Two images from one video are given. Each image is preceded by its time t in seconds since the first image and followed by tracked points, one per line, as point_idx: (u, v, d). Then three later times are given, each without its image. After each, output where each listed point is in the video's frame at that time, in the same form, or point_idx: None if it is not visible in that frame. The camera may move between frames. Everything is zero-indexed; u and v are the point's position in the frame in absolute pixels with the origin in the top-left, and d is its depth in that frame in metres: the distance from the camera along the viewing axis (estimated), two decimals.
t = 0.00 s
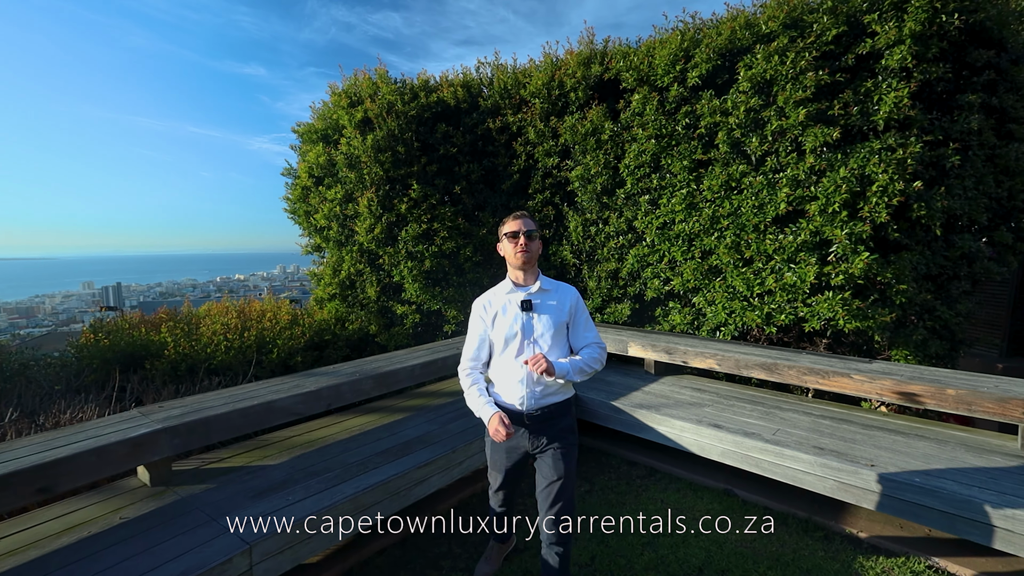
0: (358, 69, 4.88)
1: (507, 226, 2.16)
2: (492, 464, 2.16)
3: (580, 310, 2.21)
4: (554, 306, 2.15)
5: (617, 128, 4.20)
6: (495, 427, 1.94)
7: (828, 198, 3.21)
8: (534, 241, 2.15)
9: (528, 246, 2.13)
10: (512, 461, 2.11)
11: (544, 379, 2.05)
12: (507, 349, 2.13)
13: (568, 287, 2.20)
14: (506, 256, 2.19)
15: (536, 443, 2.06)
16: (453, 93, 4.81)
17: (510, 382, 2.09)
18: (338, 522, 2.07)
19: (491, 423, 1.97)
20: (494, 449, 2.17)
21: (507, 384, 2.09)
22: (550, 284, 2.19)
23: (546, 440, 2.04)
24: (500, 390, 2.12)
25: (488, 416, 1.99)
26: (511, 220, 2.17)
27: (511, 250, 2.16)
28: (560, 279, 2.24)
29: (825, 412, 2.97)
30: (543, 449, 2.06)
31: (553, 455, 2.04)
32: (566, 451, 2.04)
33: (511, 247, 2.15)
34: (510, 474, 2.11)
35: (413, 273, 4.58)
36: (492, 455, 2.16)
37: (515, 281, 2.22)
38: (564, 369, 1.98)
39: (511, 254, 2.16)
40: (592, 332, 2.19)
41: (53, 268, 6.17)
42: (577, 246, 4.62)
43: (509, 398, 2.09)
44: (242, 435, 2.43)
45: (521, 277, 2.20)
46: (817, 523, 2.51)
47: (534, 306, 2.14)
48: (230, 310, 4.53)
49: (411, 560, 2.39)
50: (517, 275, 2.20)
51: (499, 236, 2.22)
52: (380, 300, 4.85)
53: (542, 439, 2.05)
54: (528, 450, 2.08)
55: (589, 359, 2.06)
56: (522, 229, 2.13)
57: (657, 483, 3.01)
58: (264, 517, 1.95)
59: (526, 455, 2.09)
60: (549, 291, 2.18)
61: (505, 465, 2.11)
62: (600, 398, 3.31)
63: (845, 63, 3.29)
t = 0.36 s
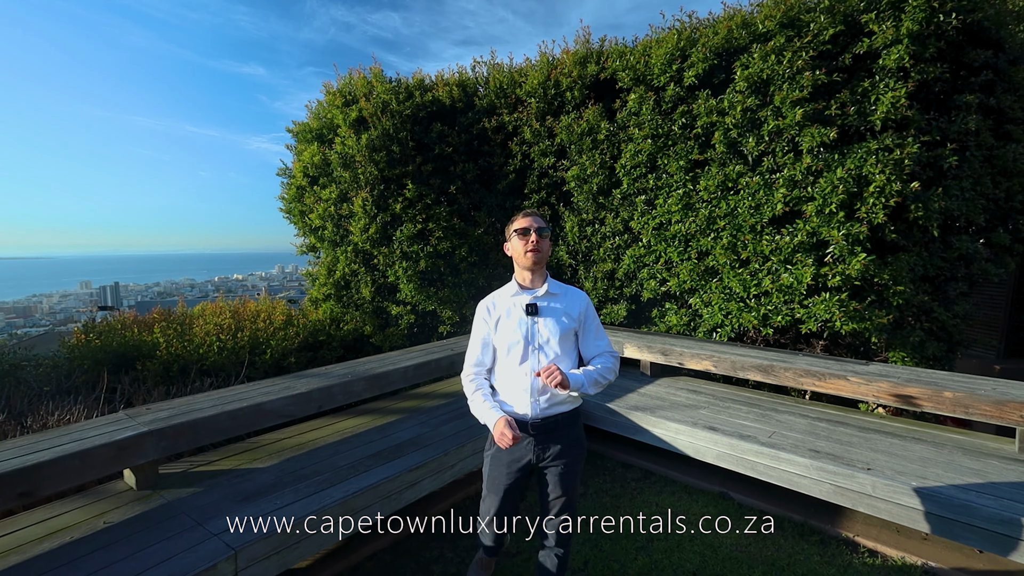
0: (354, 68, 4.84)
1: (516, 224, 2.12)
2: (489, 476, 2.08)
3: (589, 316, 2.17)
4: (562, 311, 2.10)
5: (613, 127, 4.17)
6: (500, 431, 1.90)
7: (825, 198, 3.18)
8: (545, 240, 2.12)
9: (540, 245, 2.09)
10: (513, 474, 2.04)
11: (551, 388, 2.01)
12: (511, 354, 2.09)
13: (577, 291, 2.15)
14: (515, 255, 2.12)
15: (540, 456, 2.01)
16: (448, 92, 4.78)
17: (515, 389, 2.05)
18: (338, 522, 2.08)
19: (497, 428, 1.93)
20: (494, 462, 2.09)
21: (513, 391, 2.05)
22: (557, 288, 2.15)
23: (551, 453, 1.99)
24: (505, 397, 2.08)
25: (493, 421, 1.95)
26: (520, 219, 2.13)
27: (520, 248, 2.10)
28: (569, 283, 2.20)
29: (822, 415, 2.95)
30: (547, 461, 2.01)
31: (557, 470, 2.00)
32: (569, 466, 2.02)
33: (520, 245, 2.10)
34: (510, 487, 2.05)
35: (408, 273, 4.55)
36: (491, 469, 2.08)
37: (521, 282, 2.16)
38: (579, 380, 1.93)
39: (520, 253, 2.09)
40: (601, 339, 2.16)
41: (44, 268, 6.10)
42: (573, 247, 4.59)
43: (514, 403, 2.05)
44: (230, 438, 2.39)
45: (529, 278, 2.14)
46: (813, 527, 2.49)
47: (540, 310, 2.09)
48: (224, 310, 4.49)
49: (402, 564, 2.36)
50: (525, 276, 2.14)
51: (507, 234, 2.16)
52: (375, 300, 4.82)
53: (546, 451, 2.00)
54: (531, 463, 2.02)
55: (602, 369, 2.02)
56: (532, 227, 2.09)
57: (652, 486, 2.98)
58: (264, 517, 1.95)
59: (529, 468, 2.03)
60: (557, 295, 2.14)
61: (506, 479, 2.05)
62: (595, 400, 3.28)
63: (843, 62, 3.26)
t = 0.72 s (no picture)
0: (352, 67, 4.82)
1: (524, 221, 2.05)
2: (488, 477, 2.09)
3: (598, 315, 2.08)
4: (567, 310, 2.05)
5: (612, 127, 4.16)
6: (491, 433, 1.93)
7: (826, 198, 3.17)
8: (554, 239, 2.05)
9: (547, 246, 2.03)
10: (511, 471, 2.06)
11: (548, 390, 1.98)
12: (512, 353, 2.08)
13: (585, 290, 2.09)
14: (522, 253, 2.10)
15: (536, 453, 2.00)
16: (447, 92, 4.77)
17: (513, 388, 2.04)
18: (338, 522, 2.07)
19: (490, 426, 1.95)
20: (494, 459, 2.11)
21: (511, 389, 2.05)
22: (565, 287, 2.09)
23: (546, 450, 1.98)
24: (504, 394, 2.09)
25: (487, 419, 1.98)
26: (529, 214, 2.05)
27: (527, 246, 2.08)
28: (578, 281, 2.12)
29: (822, 416, 2.94)
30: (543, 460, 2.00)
31: (554, 468, 1.98)
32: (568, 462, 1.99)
33: (528, 243, 2.07)
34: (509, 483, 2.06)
35: (407, 273, 4.53)
36: (489, 465, 2.11)
37: (527, 281, 2.16)
38: (576, 384, 1.88)
39: (527, 251, 2.08)
40: (609, 341, 2.08)
41: (41, 267, 6.07)
42: (572, 247, 4.58)
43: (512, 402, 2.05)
44: (227, 439, 2.37)
45: (536, 276, 2.13)
46: (813, 529, 2.48)
47: (543, 310, 2.06)
48: (222, 310, 4.47)
49: (400, 566, 2.34)
50: (532, 275, 2.13)
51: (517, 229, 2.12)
52: (373, 300, 4.80)
53: (541, 449, 1.99)
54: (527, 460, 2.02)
55: (603, 374, 1.95)
56: (540, 226, 2.02)
57: (651, 487, 2.97)
58: (264, 517, 1.94)
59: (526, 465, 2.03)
60: (563, 294, 2.08)
61: (504, 475, 2.06)
62: (595, 401, 3.26)
63: (843, 62, 3.25)
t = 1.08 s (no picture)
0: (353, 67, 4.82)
1: (525, 236, 2.04)
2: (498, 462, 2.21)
3: (596, 320, 2.10)
4: (566, 316, 2.06)
5: (614, 127, 4.15)
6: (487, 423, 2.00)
7: (828, 198, 3.16)
8: (556, 254, 2.04)
9: (549, 261, 2.03)
10: (515, 459, 2.13)
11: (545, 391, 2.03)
12: (512, 355, 2.12)
13: (584, 295, 2.09)
14: (523, 265, 2.09)
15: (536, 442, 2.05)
16: (449, 91, 4.76)
17: (513, 386, 2.10)
18: (338, 522, 2.05)
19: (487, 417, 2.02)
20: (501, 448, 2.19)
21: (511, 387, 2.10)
22: (565, 294, 2.09)
23: (544, 439, 2.02)
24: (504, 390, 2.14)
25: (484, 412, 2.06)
26: (531, 228, 2.04)
27: (528, 261, 2.05)
28: (577, 285, 2.13)
29: (825, 416, 2.93)
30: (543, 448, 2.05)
31: (553, 455, 2.02)
32: (567, 451, 2.01)
33: (529, 259, 2.05)
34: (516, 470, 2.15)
35: (408, 273, 4.52)
36: (496, 455, 2.20)
37: (527, 286, 2.13)
38: (570, 391, 1.95)
39: (528, 267, 2.06)
40: (605, 345, 2.11)
41: (41, 267, 6.07)
42: (573, 247, 4.57)
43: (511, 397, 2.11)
44: (228, 439, 2.37)
45: (534, 287, 2.12)
46: (816, 529, 2.47)
47: (542, 316, 2.06)
48: (223, 310, 4.46)
49: (402, 567, 2.34)
50: (530, 284, 2.12)
51: (518, 240, 2.10)
52: (374, 300, 4.80)
53: (540, 438, 2.04)
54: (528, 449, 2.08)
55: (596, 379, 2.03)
56: (543, 242, 2.02)
57: (654, 488, 2.96)
58: (265, 518, 1.94)
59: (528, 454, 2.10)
60: (563, 300, 2.08)
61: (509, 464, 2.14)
62: (597, 401, 3.25)
63: (845, 61, 3.24)
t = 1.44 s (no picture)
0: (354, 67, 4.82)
1: (518, 241, 2.07)
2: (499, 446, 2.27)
3: (585, 317, 2.13)
4: (556, 313, 2.09)
5: (615, 127, 4.15)
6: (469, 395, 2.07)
7: (829, 197, 3.16)
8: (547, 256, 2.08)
9: (540, 263, 2.06)
10: (512, 442, 2.18)
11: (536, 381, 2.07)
12: (505, 349, 2.16)
13: (573, 293, 2.12)
14: (515, 267, 2.11)
15: (528, 425, 2.08)
16: (450, 91, 4.76)
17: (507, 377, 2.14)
18: (337, 523, 2.05)
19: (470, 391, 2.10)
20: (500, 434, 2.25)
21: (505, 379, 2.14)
22: (555, 292, 2.12)
23: (535, 421, 2.06)
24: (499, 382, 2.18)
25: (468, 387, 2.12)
26: (523, 232, 2.07)
27: (521, 264, 2.08)
28: (566, 283, 2.15)
29: (827, 416, 2.93)
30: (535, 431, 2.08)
31: (545, 437, 2.05)
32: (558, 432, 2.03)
33: (521, 262, 2.08)
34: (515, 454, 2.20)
35: (409, 273, 4.52)
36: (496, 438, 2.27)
37: (520, 287, 2.17)
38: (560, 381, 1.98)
39: (521, 269, 2.09)
40: (594, 340, 2.13)
41: (44, 267, 6.08)
42: (575, 246, 4.57)
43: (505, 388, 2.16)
44: (230, 439, 2.37)
45: (526, 286, 2.15)
46: (818, 529, 2.47)
47: (534, 314, 2.10)
48: (224, 310, 4.46)
49: (404, 567, 2.34)
50: (523, 284, 2.15)
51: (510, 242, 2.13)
52: (375, 300, 4.79)
53: (532, 421, 2.07)
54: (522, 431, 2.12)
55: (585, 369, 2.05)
56: (535, 245, 2.05)
57: (655, 487, 2.96)
58: (265, 517, 1.94)
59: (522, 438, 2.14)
60: (553, 298, 2.11)
61: (507, 447, 2.20)
62: (598, 401, 3.25)
63: (846, 61, 3.24)
